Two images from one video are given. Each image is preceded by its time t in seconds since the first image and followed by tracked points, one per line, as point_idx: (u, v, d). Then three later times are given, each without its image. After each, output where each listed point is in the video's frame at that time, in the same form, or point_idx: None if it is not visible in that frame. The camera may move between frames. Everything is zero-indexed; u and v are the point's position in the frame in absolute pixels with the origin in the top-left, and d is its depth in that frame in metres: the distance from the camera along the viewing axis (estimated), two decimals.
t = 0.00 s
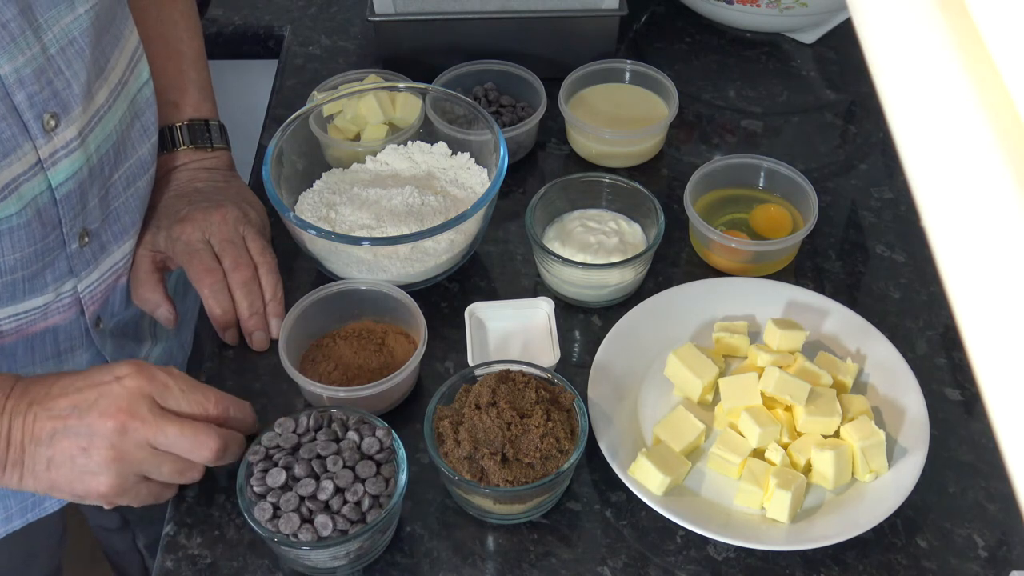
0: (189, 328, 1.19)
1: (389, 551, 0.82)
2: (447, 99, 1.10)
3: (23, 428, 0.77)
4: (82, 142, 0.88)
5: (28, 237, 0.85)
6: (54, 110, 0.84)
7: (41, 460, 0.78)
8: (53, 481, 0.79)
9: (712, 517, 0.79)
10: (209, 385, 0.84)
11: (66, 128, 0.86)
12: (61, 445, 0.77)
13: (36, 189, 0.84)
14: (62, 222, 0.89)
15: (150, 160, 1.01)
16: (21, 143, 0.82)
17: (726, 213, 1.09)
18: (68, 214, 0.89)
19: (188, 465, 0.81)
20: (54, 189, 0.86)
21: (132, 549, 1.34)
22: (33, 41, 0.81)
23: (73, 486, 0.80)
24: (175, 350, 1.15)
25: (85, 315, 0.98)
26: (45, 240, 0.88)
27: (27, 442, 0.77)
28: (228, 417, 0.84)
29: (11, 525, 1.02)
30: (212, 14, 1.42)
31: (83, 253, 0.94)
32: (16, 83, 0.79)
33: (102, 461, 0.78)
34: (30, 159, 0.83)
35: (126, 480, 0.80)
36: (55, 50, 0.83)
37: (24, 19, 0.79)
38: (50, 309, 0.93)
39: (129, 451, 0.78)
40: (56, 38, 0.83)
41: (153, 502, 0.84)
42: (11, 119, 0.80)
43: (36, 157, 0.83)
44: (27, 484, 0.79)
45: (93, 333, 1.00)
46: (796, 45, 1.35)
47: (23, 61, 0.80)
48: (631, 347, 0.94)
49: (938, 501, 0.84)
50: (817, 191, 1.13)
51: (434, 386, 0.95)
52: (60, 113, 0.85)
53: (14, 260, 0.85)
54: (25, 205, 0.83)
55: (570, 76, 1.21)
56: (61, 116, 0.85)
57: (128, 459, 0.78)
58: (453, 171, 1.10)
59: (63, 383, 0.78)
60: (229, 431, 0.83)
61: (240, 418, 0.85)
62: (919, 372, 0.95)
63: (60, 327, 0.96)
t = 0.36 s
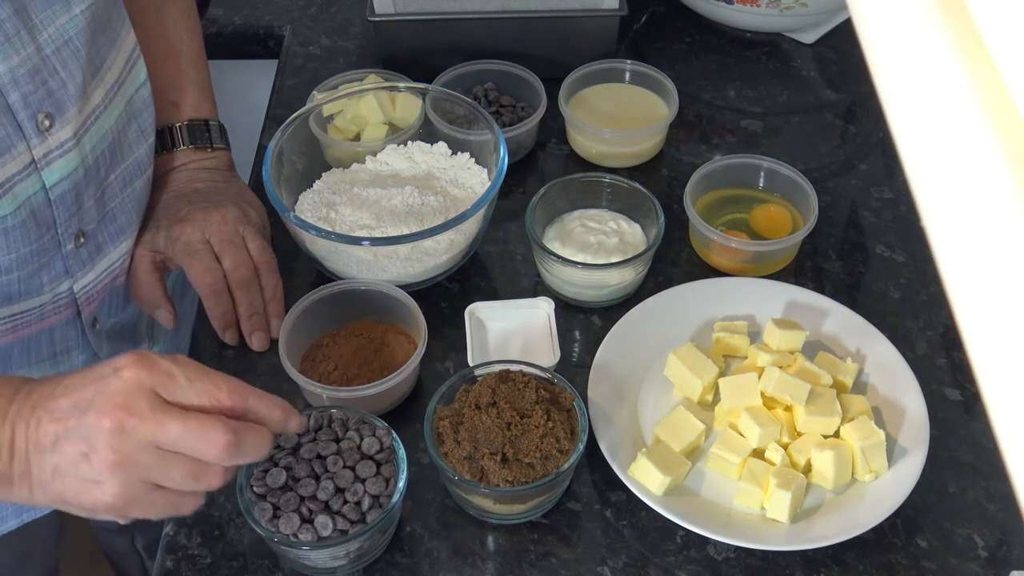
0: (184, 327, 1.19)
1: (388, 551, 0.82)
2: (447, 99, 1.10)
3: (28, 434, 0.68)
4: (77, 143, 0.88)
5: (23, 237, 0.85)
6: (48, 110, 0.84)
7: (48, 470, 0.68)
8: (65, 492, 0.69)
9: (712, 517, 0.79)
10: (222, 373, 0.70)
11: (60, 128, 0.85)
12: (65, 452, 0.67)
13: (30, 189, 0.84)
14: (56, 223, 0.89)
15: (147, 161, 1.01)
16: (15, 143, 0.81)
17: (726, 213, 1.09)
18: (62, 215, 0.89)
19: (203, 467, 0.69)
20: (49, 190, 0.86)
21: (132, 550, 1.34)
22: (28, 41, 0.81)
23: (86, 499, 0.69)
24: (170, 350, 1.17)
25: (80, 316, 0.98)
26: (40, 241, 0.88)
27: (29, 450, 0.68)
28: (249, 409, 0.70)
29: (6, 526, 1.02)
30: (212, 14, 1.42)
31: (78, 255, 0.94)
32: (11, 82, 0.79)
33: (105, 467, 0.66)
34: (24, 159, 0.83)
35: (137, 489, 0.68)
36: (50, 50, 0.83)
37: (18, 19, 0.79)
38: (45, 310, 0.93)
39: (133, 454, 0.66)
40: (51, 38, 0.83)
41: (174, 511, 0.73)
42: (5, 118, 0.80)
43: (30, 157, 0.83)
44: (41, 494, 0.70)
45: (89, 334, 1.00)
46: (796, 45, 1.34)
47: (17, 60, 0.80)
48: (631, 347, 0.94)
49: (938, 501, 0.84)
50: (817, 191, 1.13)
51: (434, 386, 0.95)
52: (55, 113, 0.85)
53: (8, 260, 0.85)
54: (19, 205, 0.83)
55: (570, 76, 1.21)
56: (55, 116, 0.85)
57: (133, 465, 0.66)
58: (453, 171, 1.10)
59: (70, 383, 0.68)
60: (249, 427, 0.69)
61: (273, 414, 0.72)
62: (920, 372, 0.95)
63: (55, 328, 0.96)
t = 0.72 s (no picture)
0: (185, 329, 1.19)
1: (389, 551, 0.82)
2: (447, 99, 1.10)
3: (32, 444, 0.71)
4: (78, 142, 0.88)
5: (24, 236, 0.85)
6: (49, 109, 0.84)
7: (49, 478, 0.72)
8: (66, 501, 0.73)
9: (712, 517, 0.79)
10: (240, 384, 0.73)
11: (61, 127, 0.85)
12: (72, 461, 0.71)
13: (30, 188, 0.84)
14: (57, 222, 0.89)
15: (147, 160, 1.01)
16: (15, 142, 0.82)
17: (727, 213, 1.09)
18: (63, 214, 0.89)
19: (208, 472, 0.69)
20: (48, 188, 0.86)
21: (132, 551, 1.34)
22: (28, 39, 0.81)
23: (86, 508, 0.73)
24: (172, 352, 1.16)
25: (81, 317, 0.98)
26: (41, 240, 0.88)
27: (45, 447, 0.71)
28: (263, 414, 0.72)
29: (8, 527, 1.02)
30: (212, 14, 1.42)
31: (79, 254, 0.94)
32: (10, 81, 0.79)
33: (111, 474, 0.70)
34: (24, 157, 0.83)
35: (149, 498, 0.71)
36: (50, 49, 0.83)
37: (18, 18, 0.79)
38: (46, 309, 0.93)
39: (146, 465, 0.69)
40: (51, 37, 0.83)
41: (230, 528, 0.72)
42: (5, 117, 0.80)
43: (30, 156, 0.83)
44: (40, 504, 0.73)
45: (90, 334, 0.99)
46: (797, 45, 1.34)
47: (17, 59, 0.80)
48: (631, 347, 0.94)
49: (938, 501, 0.84)
50: (817, 191, 1.13)
51: (434, 386, 0.95)
52: (56, 112, 0.85)
53: (9, 259, 0.85)
54: (20, 204, 0.83)
55: (570, 76, 1.21)
56: (56, 114, 0.85)
57: (136, 471, 0.69)
58: (453, 171, 1.10)
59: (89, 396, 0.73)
60: (262, 429, 0.71)
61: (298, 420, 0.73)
62: (920, 372, 0.95)
63: (56, 328, 0.95)
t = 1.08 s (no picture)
0: (183, 332, 1.19)
1: (389, 551, 0.82)
2: (447, 99, 1.10)
3: (66, 443, 0.71)
4: (75, 143, 0.88)
5: (21, 237, 0.85)
6: (45, 109, 0.84)
7: (82, 477, 0.71)
8: (93, 502, 0.71)
9: (712, 517, 0.79)
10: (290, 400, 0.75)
11: (57, 128, 0.85)
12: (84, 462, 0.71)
13: (26, 189, 0.84)
14: (54, 223, 0.89)
15: (145, 162, 1.01)
16: (11, 143, 0.82)
17: (727, 213, 1.09)
18: (60, 215, 0.89)
19: (260, 476, 0.70)
20: (45, 189, 0.86)
21: (132, 551, 1.34)
22: (24, 40, 0.81)
23: (116, 511, 0.72)
24: (170, 353, 1.16)
25: (79, 318, 0.98)
26: (38, 241, 0.88)
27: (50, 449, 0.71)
28: (311, 424, 0.72)
29: (6, 528, 1.02)
30: (212, 14, 1.42)
31: (76, 256, 0.94)
32: (7, 82, 0.79)
33: (155, 476, 0.70)
34: (21, 158, 0.83)
35: (194, 505, 0.70)
36: (47, 50, 0.83)
37: (15, 19, 0.79)
38: (43, 310, 0.93)
39: (198, 470, 0.70)
40: (48, 37, 0.83)
41: (259, 530, 0.69)
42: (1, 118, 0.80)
43: (27, 156, 0.83)
44: (60, 503, 0.72)
45: (87, 336, 0.99)
46: (797, 45, 1.34)
47: (13, 60, 0.80)
48: (631, 347, 0.94)
49: (938, 501, 0.84)
50: (817, 191, 1.13)
51: (434, 386, 0.95)
52: (52, 113, 0.85)
53: (7, 261, 0.85)
54: (16, 205, 0.83)
55: (570, 76, 1.21)
56: (52, 115, 0.85)
57: (188, 475, 0.70)
58: (453, 171, 1.10)
59: (135, 402, 0.74)
60: (313, 435, 0.72)
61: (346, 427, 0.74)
62: (920, 373, 0.95)
63: (53, 329, 0.95)
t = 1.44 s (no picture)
0: (183, 331, 1.19)
1: (389, 551, 0.82)
2: (447, 99, 1.10)
3: (77, 436, 0.71)
4: (73, 143, 0.88)
5: (18, 237, 0.85)
6: (43, 109, 0.84)
7: (94, 470, 0.71)
8: (107, 495, 0.71)
9: (712, 517, 0.79)
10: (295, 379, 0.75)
11: (55, 128, 0.85)
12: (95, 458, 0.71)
13: (24, 189, 0.84)
14: (52, 223, 0.89)
15: (143, 162, 1.01)
16: (9, 143, 0.82)
17: (727, 213, 1.09)
18: (58, 215, 0.89)
19: (270, 458, 0.69)
20: (43, 189, 0.86)
21: (132, 551, 1.34)
22: (21, 40, 0.81)
23: (129, 503, 0.72)
24: (170, 352, 1.16)
25: (78, 318, 0.98)
26: (36, 241, 0.88)
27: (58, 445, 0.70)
28: (318, 400, 0.72)
29: (6, 528, 1.02)
30: (212, 14, 1.42)
31: (75, 256, 0.94)
32: (4, 82, 0.79)
33: (166, 467, 0.70)
34: (18, 158, 0.83)
35: (208, 492, 0.70)
36: (44, 50, 0.83)
37: (13, 19, 0.79)
38: (42, 310, 0.93)
39: (207, 457, 0.69)
40: (45, 37, 0.83)
41: (274, 513, 0.69)
42: None
43: (24, 156, 0.83)
44: (73, 499, 0.72)
45: (86, 337, 0.99)
46: (797, 45, 1.34)
47: (10, 60, 0.80)
48: (631, 347, 0.94)
49: (938, 500, 0.84)
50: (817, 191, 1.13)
51: (434, 386, 0.95)
52: (49, 113, 0.85)
53: (5, 261, 0.85)
54: (14, 205, 0.83)
55: (570, 76, 1.21)
56: (50, 115, 0.85)
57: (198, 462, 0.69)
58: (453, 171, 1.10)
59: (142, 393, 0.73)
60: (319, 412, 0.71)
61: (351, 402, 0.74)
62: (920, 373, 0.95)
63: (52, 330, 0.95)
